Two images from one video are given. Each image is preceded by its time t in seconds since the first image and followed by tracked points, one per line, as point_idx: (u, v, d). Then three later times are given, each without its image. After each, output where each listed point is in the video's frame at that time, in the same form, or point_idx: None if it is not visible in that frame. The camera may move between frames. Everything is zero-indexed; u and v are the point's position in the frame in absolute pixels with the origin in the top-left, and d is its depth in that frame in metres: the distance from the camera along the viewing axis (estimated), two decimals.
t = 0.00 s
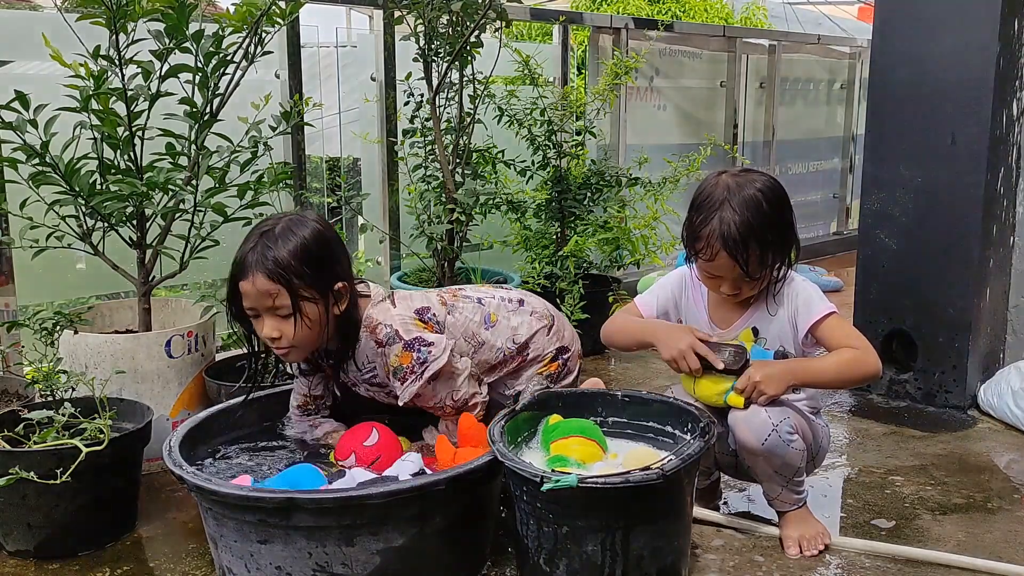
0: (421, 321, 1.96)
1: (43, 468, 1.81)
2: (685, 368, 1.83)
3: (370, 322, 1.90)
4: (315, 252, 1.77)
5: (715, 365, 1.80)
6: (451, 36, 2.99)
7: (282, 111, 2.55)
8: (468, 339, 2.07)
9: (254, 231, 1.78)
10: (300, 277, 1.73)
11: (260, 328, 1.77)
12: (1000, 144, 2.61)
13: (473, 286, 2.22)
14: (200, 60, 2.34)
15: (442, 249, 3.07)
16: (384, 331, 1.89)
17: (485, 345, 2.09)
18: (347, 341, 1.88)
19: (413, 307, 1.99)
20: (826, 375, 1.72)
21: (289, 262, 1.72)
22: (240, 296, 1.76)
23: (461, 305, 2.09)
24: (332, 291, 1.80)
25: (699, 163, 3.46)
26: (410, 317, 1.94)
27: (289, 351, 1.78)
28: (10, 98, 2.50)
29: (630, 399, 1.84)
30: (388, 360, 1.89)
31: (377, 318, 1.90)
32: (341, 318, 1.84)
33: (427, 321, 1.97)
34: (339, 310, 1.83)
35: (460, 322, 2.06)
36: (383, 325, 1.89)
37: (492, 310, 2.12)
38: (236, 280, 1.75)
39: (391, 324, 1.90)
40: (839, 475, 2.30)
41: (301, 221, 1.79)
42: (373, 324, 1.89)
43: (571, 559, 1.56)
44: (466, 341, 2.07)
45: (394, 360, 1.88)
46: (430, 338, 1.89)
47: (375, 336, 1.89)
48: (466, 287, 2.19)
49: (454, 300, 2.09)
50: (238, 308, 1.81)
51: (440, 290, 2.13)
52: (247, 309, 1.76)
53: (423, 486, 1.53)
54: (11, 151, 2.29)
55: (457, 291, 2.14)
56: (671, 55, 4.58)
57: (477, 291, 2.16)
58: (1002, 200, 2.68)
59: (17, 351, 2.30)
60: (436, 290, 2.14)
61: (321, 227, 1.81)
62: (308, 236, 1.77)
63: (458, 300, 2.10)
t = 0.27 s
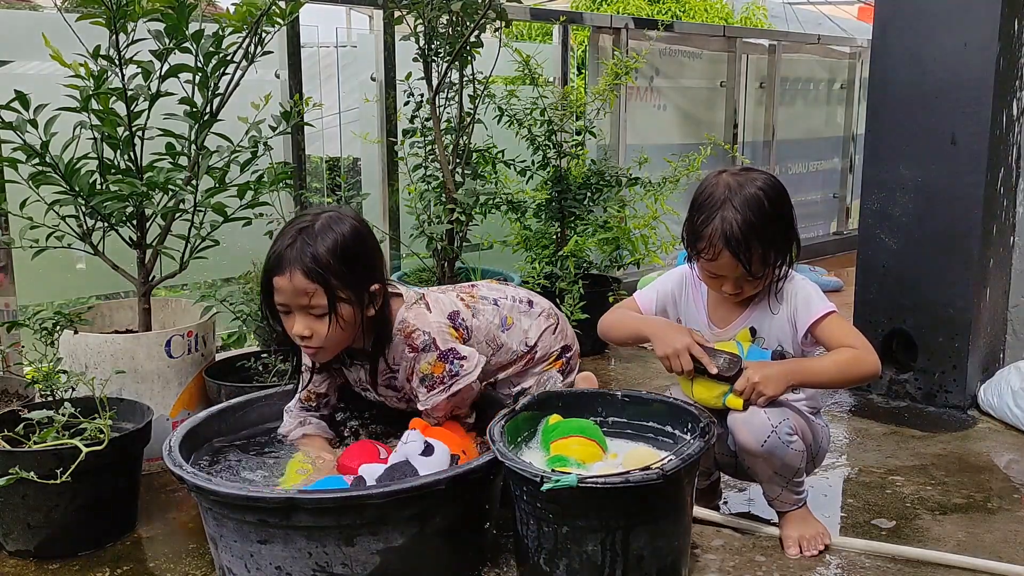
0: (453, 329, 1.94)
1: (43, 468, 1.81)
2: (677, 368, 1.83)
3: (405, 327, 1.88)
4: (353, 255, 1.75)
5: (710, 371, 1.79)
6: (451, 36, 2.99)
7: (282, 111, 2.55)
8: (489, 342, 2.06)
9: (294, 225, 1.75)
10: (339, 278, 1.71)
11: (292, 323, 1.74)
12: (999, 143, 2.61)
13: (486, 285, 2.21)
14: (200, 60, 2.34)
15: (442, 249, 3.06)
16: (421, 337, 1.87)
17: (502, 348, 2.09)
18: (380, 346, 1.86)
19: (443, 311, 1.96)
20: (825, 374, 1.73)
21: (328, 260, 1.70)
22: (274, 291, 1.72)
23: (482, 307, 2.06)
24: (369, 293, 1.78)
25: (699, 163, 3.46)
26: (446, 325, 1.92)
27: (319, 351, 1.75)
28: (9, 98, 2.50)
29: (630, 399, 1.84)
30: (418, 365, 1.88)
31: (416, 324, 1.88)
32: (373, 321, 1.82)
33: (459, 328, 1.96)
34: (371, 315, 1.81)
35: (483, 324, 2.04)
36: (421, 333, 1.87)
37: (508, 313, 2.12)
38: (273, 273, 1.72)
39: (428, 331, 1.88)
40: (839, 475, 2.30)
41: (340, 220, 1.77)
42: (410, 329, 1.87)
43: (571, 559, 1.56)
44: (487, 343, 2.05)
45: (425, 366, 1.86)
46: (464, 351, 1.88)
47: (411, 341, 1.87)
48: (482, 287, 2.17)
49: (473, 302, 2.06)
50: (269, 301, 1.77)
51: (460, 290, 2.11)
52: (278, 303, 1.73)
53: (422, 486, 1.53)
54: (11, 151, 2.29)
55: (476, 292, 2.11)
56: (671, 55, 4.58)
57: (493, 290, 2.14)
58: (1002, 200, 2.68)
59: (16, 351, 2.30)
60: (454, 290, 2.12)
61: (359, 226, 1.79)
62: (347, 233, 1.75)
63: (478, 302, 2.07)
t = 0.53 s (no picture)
0: (462, 346, 1.91)
1: (43, 468, 1.81)
2: (677, 366, 1.82)
3: (418, 349, 1.83)
4: (370, 268, 1.73)
5: (710, 371, 1.80)
6: (451, 36, 2.99)
7: (282, 111, 2.55)
8: (490, 351, 2.05)
9: (312, 235, 1.74)
10: (357, 288, 1.70)
11: (306, 335, 1.71)
12: (999, 144, 2.61)
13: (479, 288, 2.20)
14: (200, 60, 2.34)
15: (442, 249, 3.06)
16: (436, 361, 1.83)
17: (501, 354, 2.09)
18: (391, 362, 1.83)
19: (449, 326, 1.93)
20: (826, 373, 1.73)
21: (349, 271, 1.69)
22: (290, 302, 1.70)
23: (482, 315, 2.06)
24: (386, 304, 1.76)
25: (699, 163, 3.46)
26: (457, 345, 1.89)
27: (331, 361, 1.73)
28: (9, 98, 2.50)
29: (630, 399, 1.84)
30: (429, 388, 1.84)
31: (430, 348, 1.83)
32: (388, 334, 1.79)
33: (467, 344, 1.93)
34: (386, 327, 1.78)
35: (485, 332, 2.04)
36: (435, 356, 1.83)
37: (507, 320, 2.11)
38: (290, 284, 1.70)
39: (443, 354, 1.84)
40: (839, 475, 2.30)
41: (357, 229, 1.76)
42: (423, 352, 1.83)
43: (571, 559, 1.56)
44: (488, 351, 2.05)
45: (437, 389, 1.83)
46: (476, 372, 1.87)
47: (424, 364, 1.83)
48: (477, 290, 2.16)
49: (474, 310, 2.05)
50: (284, 311, 1.75)
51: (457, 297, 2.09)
52: (293, 313, 1.71)
53: (422, 486, 1.53)
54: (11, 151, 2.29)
55: (474, 298, 2.10)
56: (671, 55, 4.58)
57: (491, 295, 2.14)
58: (1002, 200, 2.68)
59: (16, 351, 2.30)
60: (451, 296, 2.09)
61: (375, 235, 1.79)
62: (365, 242, 1.74)
63: (479, 309, 2.06)
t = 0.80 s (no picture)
0: (456, 359, 1.92)
1: (43, 468, 1.81)
2: (669, 371, 1.80)
3: (411, 365, 1.83)
4: (365, 280, 1.74)
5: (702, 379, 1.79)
6: (451, 36, 2.99)
7: (282, 111, 2.55)
8: (485, 353, 2.07)
9: (305, 251, 1.74)
10: (354, 302, 1.70)
11: (303, 353, 1.71)
12: (999, 143, 2.61)
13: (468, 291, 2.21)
14: (200, 60, 2.34)
15: (442, 249, 3.06)
16: (431, 378, 1.82)
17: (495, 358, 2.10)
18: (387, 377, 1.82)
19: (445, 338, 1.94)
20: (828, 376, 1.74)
21: (344, 285, 1.69)
22: (286, 320, 1.69)
23: (474, 321, 2.07)
24: (380, 318, 1.76)
25: (699, 163, 3.46)
26: (451, 358, 1.89)
27: (330, 378, 1.73)
28: (9, 98, 2.50)
29: (630, 399, 1.84)
30: (428, 405, 1.83)
31: (426, 362, 1.83)
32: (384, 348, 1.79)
33: (461, 356, 1.95)
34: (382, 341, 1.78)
35: (478, 336, 2.06)
36: (430, 371, 1.83)
37: (501, 321, 2.12)
38: (285, 302, 1.69)
39: (437, 369, 1.84)
40: (839, 475, 2.30)
41: (348, 245, 1.76)
42: (417, 369, 1.83)
43: (571, 559, 1.56)
44: (483, 356, 2.07)
45: (438, 407, 1.83)
46: (472, 385, 1.88)
47: (418, 381, 1.82)
48: (467, 294, 2.17)
49: (467, 314, 2.08)
50: (280, 335, 1.74)
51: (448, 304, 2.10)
52: (290, 332, 1.70)
53: (422, 486, 1.53)
54: (11, 151, 2.29)
55: (466, 302, 2.11)
56: (671, 55, 4.58)
57: (482, 297, 2.16)
58: (1002, 200, 2.68)
59: (16, 351, 2.30)
60: (442, 304, 2.10)
61: (366, 250, 1.79)
62: (357, 257, 1.75)
63: (470, 315, 2.07)
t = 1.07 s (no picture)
0: (450, 362, 1.92)
1: (43, 468, 1.81)
2: (682, 351, 1.79)
3: (406, 378, 1.83)
4: (344, 307, 1.71)
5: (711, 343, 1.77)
6: (451, 36, 2.99)
7: (282, 111, 2.55)
8: (478, 350, 2.08)
9: (278, 286, 1.71)
10: (332, 333, 1.67)
11: (290, 387, 1.69)
12: (999, 143, 2.61)
13: (452, 293, 2.21)
14: (200, 60, 2.34)
15: (442, 249, 3.06)
16: (427, 388, 1.83)
17: (490, 355, 2.11)
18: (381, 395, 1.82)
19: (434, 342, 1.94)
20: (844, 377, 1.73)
21: (320, 318, 1.66)
22: (268, 357, 1.68)
23: (463, 322, 2.08)
24: (363, 343, 1.74)
25: (700, 163, 3.46)
26: (445, 364, 1.90)
27: (321, 409, 1.72)
28: (9, 98, 2.50)
29: (630, 399, 1.84)
30: (427, 415, 1.85)
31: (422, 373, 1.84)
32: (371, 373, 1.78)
33: (455, 360, 1.94)
34: (368, 365, 1.76)
35: (469, 336, 2.06)
36: (425, 380, 1.84)
37: (491, 320, 2.13)
38: (264, 340, 1.67)
39: (432, 377, 1.85)
40: (839, 475, 2.30)
41: (322, 273, 1.73)
42: (413, 381, 1.83)
43: (571, 559, 1.56)
44: (478, 354, 2.08)
45: (437, 414, 1.85)
46: (468, 388, 1.89)
47: (416, 393, 1.83)
48: (453, 297, 2.17)
49: (455, 317, 2.08)
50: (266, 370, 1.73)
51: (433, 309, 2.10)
52: (274, 369, 1.68)
53: (422, 486, 1.53)
54: (11, 151, 2.29)
55: (452, 305, 2.12)
56: (671, 55, 4.58)
57: (468, 298, 2.16)
58: (1002, 200, 2.68)
59: (17, 351, 2.30)
60: (427, 310, 2.10)
61: (342, 276, 1.76)
62: (332, 286, 1.71)
63: (459, 316, 2.08)
